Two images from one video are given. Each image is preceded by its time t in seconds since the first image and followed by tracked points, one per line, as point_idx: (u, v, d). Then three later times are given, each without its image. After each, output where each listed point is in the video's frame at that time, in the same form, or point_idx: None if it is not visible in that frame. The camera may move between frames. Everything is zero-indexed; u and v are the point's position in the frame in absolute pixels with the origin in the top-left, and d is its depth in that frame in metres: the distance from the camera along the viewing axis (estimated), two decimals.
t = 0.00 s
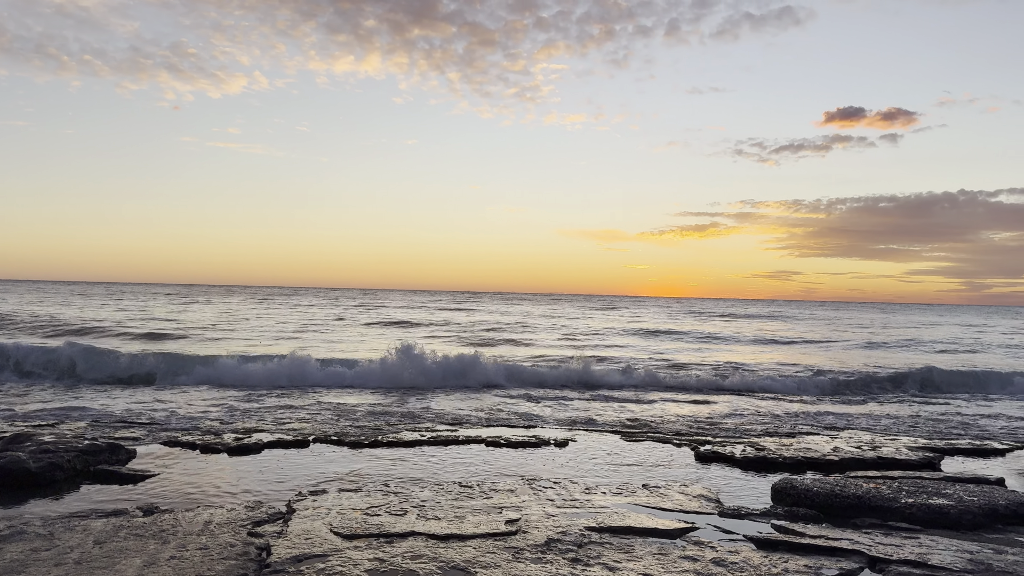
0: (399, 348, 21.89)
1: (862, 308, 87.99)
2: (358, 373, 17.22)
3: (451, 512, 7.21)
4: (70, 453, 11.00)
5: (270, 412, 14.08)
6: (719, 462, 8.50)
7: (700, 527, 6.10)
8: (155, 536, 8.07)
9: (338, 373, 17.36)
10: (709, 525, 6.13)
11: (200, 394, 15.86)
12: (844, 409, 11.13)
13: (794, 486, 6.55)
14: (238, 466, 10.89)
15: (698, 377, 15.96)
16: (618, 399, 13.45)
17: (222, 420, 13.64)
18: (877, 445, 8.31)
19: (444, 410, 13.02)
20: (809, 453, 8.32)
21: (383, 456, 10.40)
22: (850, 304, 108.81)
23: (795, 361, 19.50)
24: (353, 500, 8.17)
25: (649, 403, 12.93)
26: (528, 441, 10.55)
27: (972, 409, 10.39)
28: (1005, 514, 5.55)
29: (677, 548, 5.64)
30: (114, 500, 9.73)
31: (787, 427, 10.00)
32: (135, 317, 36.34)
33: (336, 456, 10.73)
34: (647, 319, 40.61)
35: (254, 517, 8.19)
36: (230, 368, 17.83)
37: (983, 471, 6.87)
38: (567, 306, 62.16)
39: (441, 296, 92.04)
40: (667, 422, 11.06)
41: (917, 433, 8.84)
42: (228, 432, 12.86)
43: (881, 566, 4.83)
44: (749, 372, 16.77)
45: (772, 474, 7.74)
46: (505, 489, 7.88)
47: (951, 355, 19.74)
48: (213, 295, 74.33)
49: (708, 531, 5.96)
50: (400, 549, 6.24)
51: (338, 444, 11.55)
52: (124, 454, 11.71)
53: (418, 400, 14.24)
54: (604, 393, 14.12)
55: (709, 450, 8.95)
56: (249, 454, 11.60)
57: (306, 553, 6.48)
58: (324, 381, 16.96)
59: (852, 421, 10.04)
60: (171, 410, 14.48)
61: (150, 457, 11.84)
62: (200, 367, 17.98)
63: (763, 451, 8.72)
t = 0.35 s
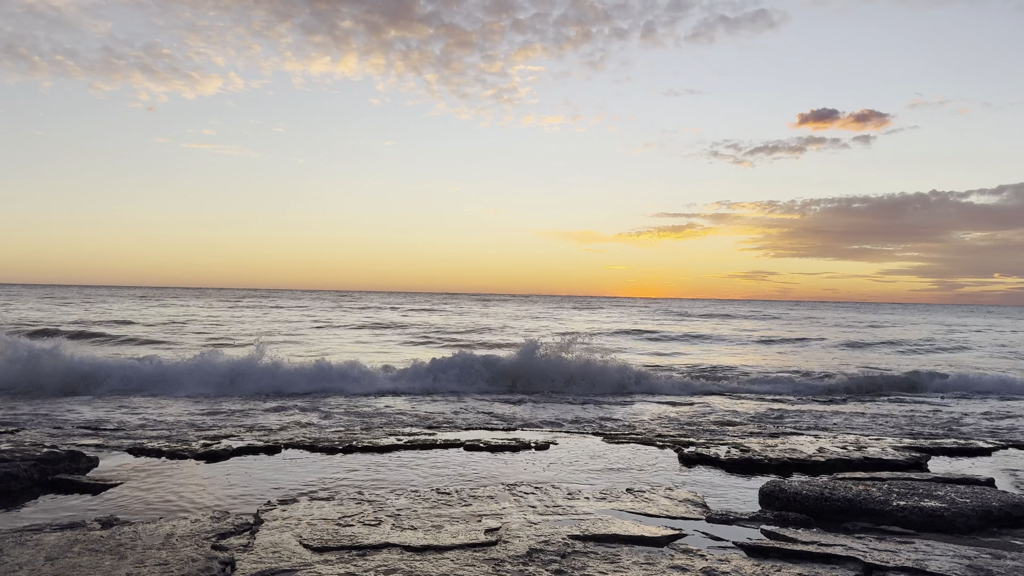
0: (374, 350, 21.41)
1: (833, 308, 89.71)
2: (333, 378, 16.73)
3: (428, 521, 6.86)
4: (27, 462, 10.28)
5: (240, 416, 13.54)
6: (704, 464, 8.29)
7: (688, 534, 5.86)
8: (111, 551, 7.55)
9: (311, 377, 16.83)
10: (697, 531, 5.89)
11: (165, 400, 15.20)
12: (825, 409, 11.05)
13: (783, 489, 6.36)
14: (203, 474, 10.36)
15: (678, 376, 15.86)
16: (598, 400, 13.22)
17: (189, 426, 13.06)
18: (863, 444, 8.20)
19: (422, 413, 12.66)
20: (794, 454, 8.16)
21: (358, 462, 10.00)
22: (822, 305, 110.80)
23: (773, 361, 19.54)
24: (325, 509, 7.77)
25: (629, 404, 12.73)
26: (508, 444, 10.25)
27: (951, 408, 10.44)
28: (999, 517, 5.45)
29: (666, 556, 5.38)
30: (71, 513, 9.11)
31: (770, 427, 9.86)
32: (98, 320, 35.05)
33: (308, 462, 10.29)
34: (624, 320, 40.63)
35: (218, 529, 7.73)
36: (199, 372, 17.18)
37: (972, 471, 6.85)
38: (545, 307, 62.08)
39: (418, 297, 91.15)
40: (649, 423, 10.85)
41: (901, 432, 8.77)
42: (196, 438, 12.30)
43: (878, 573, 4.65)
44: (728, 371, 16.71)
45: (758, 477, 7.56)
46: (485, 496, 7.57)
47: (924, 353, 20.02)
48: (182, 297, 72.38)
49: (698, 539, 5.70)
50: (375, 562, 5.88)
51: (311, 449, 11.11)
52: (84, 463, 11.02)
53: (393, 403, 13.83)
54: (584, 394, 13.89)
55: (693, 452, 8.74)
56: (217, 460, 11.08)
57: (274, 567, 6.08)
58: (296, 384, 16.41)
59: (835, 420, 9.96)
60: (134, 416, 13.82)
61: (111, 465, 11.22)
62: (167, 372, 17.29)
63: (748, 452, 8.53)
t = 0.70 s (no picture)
0: (355, 356, 20.95)
1: (813, 308, 90.67)
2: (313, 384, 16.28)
3: (409, 536, 6.52)
4: None
5: (215, 426, 13.05)
6: (693, 471, 8.06)
7: (681, 548, 5.58)
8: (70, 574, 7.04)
9: (289, 384, 16.35)
10: (690, 545, 5.62)
11: (138, 410, 14.64)
12: (814, 411, 10.91)
13: (777, 497, 6.13)
14: (173, 487, 9.88)
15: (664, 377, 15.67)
16: (584, 405, 12.96)
17: (161, 436, 12.55)
18: (855, 448, 8.02)
19: (403, 421, 12.29)
20: (786, 459, 7.95)
21: (336, 473, 9.61)
22: (802, 304, 112.20)
23: (758, 362, 19.47)
24: (300, 523, 7.38)
25: (615, 408, 12.48)
26: (492, 451, 9.94)
27: (938, 409, 10.37)
28: (1000, 524, 5.28)
29: (659, 573, 5.10)
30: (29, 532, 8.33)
31: (759, 430, 9.66)
32: (67, 326, 33.95)
33: (284, 474, 9.88)
34: (608, 321, 40.52)
35: (186, 547, 7.28)
36: (173, 380, 16.61)
37: (968, 477, 6.74)
38: (528, 309, 61.73)
39: (401, 300, 90.53)
40: (635, 427, 10.61)
41: (893, 435, 8.63)
42: (169, 449, 11.79)
43: None
44: (713, 373, 16.56)
45: (749, 484, 7.34)
46: (469, 508, 7.24)
47: (905, 352, 20.12)
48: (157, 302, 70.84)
49: (693, 553, 5.42)
50: None
51: (288, 460, 10.69)
52: (50, 477, 10.25)
53: (374, 410, 13.44)
54: (570, 398, 13.61)
55: (682, 457, 8.50)
56: (190, 472, 10.61)
57: None
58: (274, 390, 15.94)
59: (825, 423, 9.80)
60: (103, 427, 13.24)
61: (76, 477, 10.67)
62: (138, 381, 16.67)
63: (738, 457, 8.30)
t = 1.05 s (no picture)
0: (342, 359, 20.57)
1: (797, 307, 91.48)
2: (298, 387, 15.89)
3: (403, 546, 6.25)
4: None
5: (198, 431, 12.64)
6: (693, 474, 7.87)
7: (686, 556, 5.37)
8: None
9: (274, 387, 15.94)
10: (695, 553, 5.41)
11: (117, 416, 14.13)
12: (809, 411, 10.79)
13: (782, 501, 5.94)
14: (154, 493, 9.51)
15: (656, 376, 15.53)
16: (577, 406, 12.74)
17: (142, 442, 12.11)
18: (855, 449, 7.88)
19: (393, 424, 11.99)
20: (787, 460, 7.78)
21: (325, 478, 9.30)
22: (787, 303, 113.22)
23: (748, 362, 19.41)
24: (287, 532, 7.07)
25: (609, 409, 12.29)
26: (486, 454, 9.68)
27: (934, 409, 10.32)
28: (1013, 528, 5.15)
29: None
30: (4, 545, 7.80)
31: (757, 431, 9.50)
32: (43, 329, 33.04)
33: (270, 479, 9.54)
34: (596, 322, 40.40)
35: (167, 558, 6.92)
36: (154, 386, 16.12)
37: (973, 479, 6.64)
38: (515, 310, 61.48)
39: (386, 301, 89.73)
40: (630, 429, 10.42)
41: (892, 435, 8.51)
42: (150, 454, 11.37)
43: None
44: (705, 373, 16.43)
45: (750, 487, 7.16)
46: (465, 514, 6.98)
47: (893, 352, 20.17)
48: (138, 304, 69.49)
49: (698, 560, 5.22)
50: None
51: (275, 465, 10.34)
52: (27, 485, 9.70)
53: (363, 414, 13.12)
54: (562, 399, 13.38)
55: (681, 459, 8.31)
56: (173, 479, 10.21)
57: None
58: (259, 393, 15.53)
59: (822, 423, 9.67)
60: (82, 432, 12.76)
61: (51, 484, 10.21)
62: (116, 387, 16.12)
63: (738, 459, 8.11)
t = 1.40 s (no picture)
0: (330, 365, 20.24)
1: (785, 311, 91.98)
2: (285, 393, 15.55)
3: (392, 560, 6.01)
4: None
5: (182, 438, 12.28)
6: (690, 483, 7.70)
7: (685, 571, 5.18)
8: None
9: (260, 394, 15.59)
10: (695, 567, 5.23)
11: (95, 424, 13.67)
12: (805, 418, 10.66)
13: (782, 513, 5.77)
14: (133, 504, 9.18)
15: (648, 380, 15.37)
16: (569, 413, 12.54)
17: (122, 450, 11.72)
18: (853, 456, 7.75)
19: (383, 431, 11.74)
20: (785, 468, 7.62)
21: (311, 487, 9.03)
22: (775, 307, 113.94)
23: (739, 366, 19.32)
24: (271, 546, 6.79)
25: (602, 416, 12.09)
26: (478, 462, 9.46)
27: (929, 416, 10.25)
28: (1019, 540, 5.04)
29: None
30: None
31: (753, 438, 9.36)
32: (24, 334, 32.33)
33: (255, 488, 9.25)
34: (586, 326, 40.26)
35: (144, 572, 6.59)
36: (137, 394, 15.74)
37: (974, 487, 6.54)
38: (505, 313, 61.22)
39: (375, 304, 89.27)
40: (624, 436, 10.22)
41: (891, 442, 8.38)
42: (131, 461, 10.99)
43: None
44: (698, 378, 16.29)
45: (749, 497, 6.99)
46: (457, 526, 6.76)
47: (884, 357, 20.15)
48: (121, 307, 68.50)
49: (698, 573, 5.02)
50: None
51: (260, 474, 10.04)
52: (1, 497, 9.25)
53: (351, 422, 12.84)
54: (554, 403, 13.17)
55: (677, 468, 8.15)
56: (154, 488, 9.80)
57: None
58: (245, 399, 15.18)
59: (819, 430, 9.53)
60: (60, 440, 12.35)
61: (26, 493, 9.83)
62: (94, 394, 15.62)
63: (735, 467, 7.95)
